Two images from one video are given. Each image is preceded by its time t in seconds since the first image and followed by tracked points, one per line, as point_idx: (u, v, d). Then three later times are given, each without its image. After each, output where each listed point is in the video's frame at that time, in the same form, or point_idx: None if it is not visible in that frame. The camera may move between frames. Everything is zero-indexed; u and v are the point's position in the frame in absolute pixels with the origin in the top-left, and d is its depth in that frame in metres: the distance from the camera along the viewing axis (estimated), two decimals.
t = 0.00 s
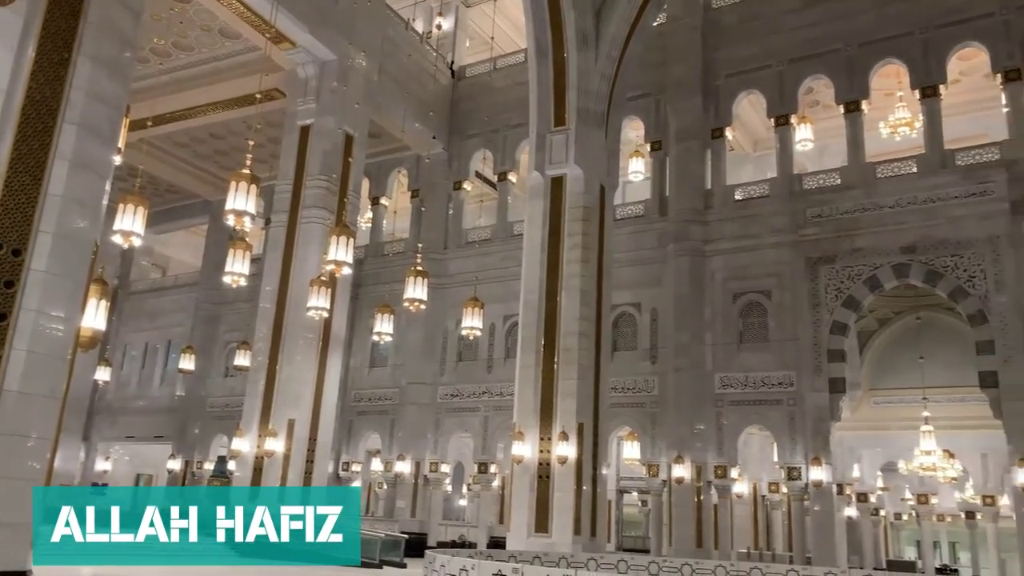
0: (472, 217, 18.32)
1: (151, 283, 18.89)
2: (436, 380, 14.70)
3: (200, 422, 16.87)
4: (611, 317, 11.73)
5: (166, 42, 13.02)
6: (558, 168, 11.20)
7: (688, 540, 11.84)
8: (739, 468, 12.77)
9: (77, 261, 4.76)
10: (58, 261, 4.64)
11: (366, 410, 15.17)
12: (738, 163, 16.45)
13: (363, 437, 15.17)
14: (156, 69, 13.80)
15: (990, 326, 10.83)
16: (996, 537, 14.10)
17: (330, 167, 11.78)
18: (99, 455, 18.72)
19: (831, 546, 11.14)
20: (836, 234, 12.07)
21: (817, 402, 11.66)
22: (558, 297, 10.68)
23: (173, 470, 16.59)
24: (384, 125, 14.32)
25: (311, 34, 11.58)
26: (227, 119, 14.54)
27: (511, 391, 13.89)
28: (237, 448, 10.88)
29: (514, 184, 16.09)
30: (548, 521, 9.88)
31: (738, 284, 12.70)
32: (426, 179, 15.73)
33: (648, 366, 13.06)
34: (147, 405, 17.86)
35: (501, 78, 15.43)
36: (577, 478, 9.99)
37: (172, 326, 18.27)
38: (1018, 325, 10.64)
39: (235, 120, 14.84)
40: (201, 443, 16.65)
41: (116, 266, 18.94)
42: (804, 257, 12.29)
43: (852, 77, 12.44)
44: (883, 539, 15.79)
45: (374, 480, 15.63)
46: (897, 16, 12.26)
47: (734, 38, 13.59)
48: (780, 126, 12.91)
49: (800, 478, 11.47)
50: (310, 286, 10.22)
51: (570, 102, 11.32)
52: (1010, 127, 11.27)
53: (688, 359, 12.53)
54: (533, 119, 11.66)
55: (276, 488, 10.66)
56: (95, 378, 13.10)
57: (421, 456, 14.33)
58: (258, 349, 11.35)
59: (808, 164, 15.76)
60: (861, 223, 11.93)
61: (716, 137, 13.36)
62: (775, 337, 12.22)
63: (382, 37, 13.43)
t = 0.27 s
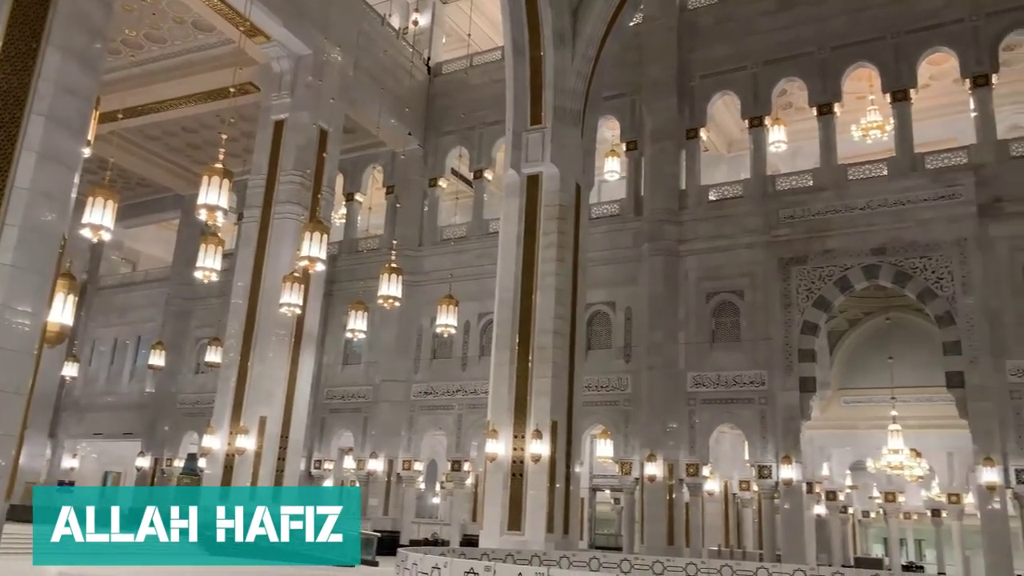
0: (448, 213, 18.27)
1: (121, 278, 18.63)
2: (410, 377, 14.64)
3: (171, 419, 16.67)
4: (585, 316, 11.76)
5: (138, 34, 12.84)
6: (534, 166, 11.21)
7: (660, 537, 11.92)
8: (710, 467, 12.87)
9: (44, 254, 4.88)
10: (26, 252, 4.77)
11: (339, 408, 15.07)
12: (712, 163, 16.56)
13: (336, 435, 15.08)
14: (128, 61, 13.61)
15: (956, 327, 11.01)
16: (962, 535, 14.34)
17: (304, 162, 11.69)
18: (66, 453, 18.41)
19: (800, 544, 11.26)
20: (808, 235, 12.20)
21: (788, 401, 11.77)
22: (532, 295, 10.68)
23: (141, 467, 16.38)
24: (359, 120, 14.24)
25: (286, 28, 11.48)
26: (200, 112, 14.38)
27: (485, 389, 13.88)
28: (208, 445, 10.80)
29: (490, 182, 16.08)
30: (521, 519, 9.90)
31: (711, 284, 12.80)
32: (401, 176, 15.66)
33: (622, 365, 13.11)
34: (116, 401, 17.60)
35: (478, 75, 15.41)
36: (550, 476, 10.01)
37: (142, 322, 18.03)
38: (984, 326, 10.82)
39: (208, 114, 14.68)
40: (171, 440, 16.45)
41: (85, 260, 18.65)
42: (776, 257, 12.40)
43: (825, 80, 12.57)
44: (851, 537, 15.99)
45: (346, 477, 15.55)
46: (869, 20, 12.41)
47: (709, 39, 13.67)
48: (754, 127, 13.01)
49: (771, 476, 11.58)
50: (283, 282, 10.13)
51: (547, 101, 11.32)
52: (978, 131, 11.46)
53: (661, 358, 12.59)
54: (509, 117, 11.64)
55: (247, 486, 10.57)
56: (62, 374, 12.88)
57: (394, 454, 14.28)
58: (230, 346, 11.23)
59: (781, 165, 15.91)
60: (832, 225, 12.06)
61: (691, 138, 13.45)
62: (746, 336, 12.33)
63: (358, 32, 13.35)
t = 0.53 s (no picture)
0: (426, 211, 18.21)
1: (93, 272, 18.38)
2: (386, 375, 14.58)
3: (143, 416, 16.48)
4: (562, 315, 11.79)
5: (112, 25, 12.67)
6: (512, 165, 11.22)
7: (634, 535, 11.99)
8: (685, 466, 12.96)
9: (13, 248, 4.80)
10: None
11: (314, 405, 14.99)
12: (689, 164, 16.67)
13: (311, 433, 14.99)
14: (102, 53, 13.43)
15: (927, 329, 11.17)
16: (930, 534, 14.57)
17: (281, 157, 11.60)
18: (35, 450, 18.13)
19: (772, 542, 11.38)
20: (782, 236, 12.31)
21: (762, 401, 11.87)
22: (510, 294, 10.69)
23: (112, 464, 16.19)
24: (337, 116, 14.17)
25: (264, 22, 11.38)
26: (176, 106, 14.22)
27: (462, 387, 13.86)
28: (181, 442, 10.69)
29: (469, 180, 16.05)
30: (496, 517, 9.90)
31: (687, 284, 12.89)
32: (379, 172, 15.60)
33: (598, 364, 13.16)
34: (87, 397, 17.36)
35: (457, 73, 15.38)
36: (526, 474, 10.03)
37: (114, 318, 17.81)
38: (954, 327, 10.99)
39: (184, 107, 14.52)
40: (143, 437, 16.27)
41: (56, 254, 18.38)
42: (751, 258, 12.50)
43: (801, 82, 12.69)
44: (822, 535, 16.19)
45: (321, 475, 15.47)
46: (845, 24, 12.55)
47: (688, 41, 13.75)
48: (730, 129, 13.11)
49: (744, 474, 11.69)
50: (258, 278, 10.05)
51: (526, 99, 11.32)
52: (950, 136, 11.64)
53: (637, 357, 12.66)
54: (488, 115, 11.62)
55: (220, 483, 10.49)
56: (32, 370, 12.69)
57: (369, 452, 14.24)
58: (203, 342, 11.13)
59: (757, 166, 16.05)
60: (806, 226, 12.19)
61: (669, 138, 13.53)
62: (721, 336, 12.44)
63: (336, 27, 13.26)
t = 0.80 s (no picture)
0: (399, 206, 18.13)
1: (58, 265, 18.06)
2: (357, 372, 14.50)
3: (108, 411, 16.24)
4: (535, 313, 11.80)
5: (80, 13, 12.46)
6: (487, 162, 11.21)
7: (604, 533, 12.04)
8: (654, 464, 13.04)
9: None
10: None
11: (284, 401, 14.87)
12: (663, 164, 16.77)
13: (280, 429, 14.87)
14: (70, 42, 13.20)
15: (893, 330, 11.34)
16: (894, 533, 14.66)
17: (252, 151, 11.48)
18: None
19: (740, 540, 11.50)
20: (753, 238, 12.42)
21: (731, 400, 11.99)
22: (483, 291, 10.67)
23: (76, 460, 15.92)
24: (310, 110, 14.05)
25: (236, 14, 11.24)
26: (146, 97, 14.02)
27: (433, 384, 13.83)
28: (147, 438, 10.54)
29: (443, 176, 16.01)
30: (467, 514, 9.90)
31: (660, 283, 12.97)
32: (352, 167, 15.51)
33: (570, 362, 13.20)
34: (51, 392, 17.06)
35: (432, 69, 15.34)
36: (497, 471, 10.03)
37: (80, 311, 17.52)
38: (919, 329, 11.17)
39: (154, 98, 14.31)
40: (109, 432, 16.03)
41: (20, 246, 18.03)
42: (723, 258, 12.60)
43: (774, 85, 12.83)
44: (788, 533, 16.38)
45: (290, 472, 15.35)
46: (817, 29, 12.70)
47: (663, 42, 13.83)
48: (704, 130, 13.20)
49: (713, 472, 11.79)
50: (228, 273, 9.93)
51: (501, 96, 11.31)
52: (918, 141, 11.83)
53: (609, 355, 12.71)
54: (463, 112, 11.59)
55: (187, 479, 10.36)
56: None
57: (340, 449, 14.16)
58: (172, 337, 10.99)
59: (729, 168, 16.19)
60: (777, 228, 12.31)
61: (643, 139, 13.60)
62: (692, 336, 12.54)
63: (310, 21, 13.15)
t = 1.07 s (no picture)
0: (377, 203, 18.03)
1: (29, 258, 17.79)
2: (333, 369, 14.43)
3: (79, 407, 16.03)
4: (513, 312, 11.81)
5: (54, 3, 12.29)
6: (466, 160, 11.19)
7: (579, 531, 12.08)
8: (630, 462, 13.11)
9: None
10: None
11: (258, 398, 14.76)
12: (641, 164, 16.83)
13: (254, 426, 14.76)
14: (43, 32, 13.03)
15: (866, 331, 11.47)
16: (864, 530, 14.99)
17: (229, 145, 11.36)
18: None
19: (714, 538, 11.59)
20: (730, 238, 12.51)
21: (706, 399, 12.07)
22: (461, 289, 10.65)
23: (46, 456, 15.70)
24: (288, 105, 13.95)
25: (214, 7, 11.11)
26: (121, 89, 13.87)
27: (410, 382, 13.79)
28: (119, 434, 10.42)
29: (421, 173, 15.94)
30: (442, 513, 9.88)
31: (637, 283, 13.03)
32: (330, 163, 15.42)
33: (547, 360, 13.23)
34: (21, 387, 16.81)
35: (412, 65, 15.28)
36: (473, 469, 10.02)
37: (51, 306, 17.27)
38: (892, 330, 11.31)
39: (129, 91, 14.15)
40: (79, 429, 15.83)
41: None
42: (699, 259, 12.68)
43: (752, 87, 12.92)
44: (762, 531, 16.51)
45: (264, 469, 15.24)
46: (794, 32, 12.82)
47: (643, 42, 13.88)
48: (682, 131, 13.27)
49: (688, 471, 11.87)
50: (203, 268, 9.82)
51: (480, 94, 11.28)
52: (892, 144, 11.97)
53: (586, 354, 12.75)
54: (442, 109, 11.54)
55: (160, 476, 10.25)
56: None
57: (314, 446, 14.08)
58: (145, 332, 10.86)
59: (707, 169, 16.29)
60: (753, 229, 12.40)
61: (621, 138, 13.65)
62: (668, 335, 12.62)
63: (289, 15, 13.05)
